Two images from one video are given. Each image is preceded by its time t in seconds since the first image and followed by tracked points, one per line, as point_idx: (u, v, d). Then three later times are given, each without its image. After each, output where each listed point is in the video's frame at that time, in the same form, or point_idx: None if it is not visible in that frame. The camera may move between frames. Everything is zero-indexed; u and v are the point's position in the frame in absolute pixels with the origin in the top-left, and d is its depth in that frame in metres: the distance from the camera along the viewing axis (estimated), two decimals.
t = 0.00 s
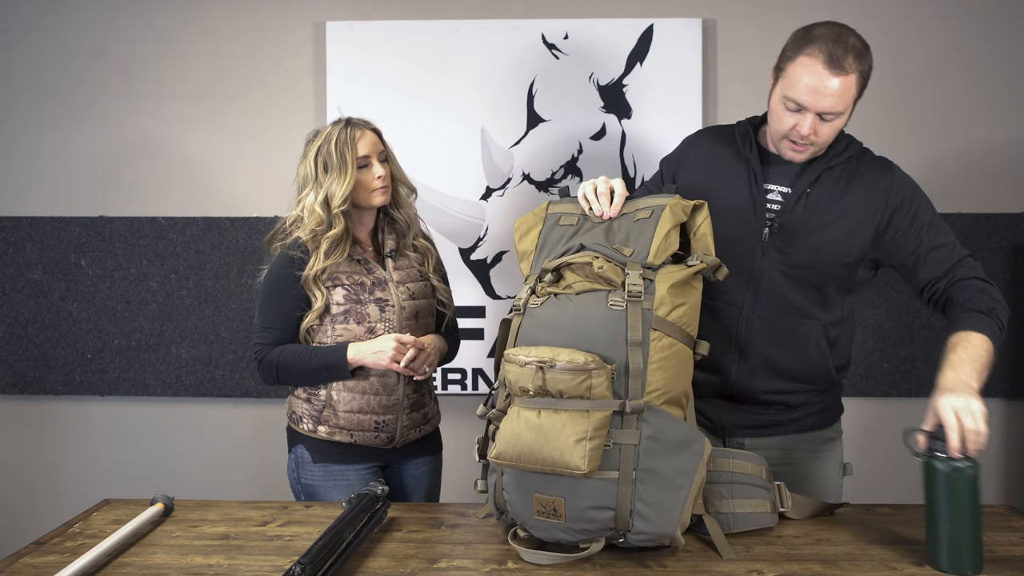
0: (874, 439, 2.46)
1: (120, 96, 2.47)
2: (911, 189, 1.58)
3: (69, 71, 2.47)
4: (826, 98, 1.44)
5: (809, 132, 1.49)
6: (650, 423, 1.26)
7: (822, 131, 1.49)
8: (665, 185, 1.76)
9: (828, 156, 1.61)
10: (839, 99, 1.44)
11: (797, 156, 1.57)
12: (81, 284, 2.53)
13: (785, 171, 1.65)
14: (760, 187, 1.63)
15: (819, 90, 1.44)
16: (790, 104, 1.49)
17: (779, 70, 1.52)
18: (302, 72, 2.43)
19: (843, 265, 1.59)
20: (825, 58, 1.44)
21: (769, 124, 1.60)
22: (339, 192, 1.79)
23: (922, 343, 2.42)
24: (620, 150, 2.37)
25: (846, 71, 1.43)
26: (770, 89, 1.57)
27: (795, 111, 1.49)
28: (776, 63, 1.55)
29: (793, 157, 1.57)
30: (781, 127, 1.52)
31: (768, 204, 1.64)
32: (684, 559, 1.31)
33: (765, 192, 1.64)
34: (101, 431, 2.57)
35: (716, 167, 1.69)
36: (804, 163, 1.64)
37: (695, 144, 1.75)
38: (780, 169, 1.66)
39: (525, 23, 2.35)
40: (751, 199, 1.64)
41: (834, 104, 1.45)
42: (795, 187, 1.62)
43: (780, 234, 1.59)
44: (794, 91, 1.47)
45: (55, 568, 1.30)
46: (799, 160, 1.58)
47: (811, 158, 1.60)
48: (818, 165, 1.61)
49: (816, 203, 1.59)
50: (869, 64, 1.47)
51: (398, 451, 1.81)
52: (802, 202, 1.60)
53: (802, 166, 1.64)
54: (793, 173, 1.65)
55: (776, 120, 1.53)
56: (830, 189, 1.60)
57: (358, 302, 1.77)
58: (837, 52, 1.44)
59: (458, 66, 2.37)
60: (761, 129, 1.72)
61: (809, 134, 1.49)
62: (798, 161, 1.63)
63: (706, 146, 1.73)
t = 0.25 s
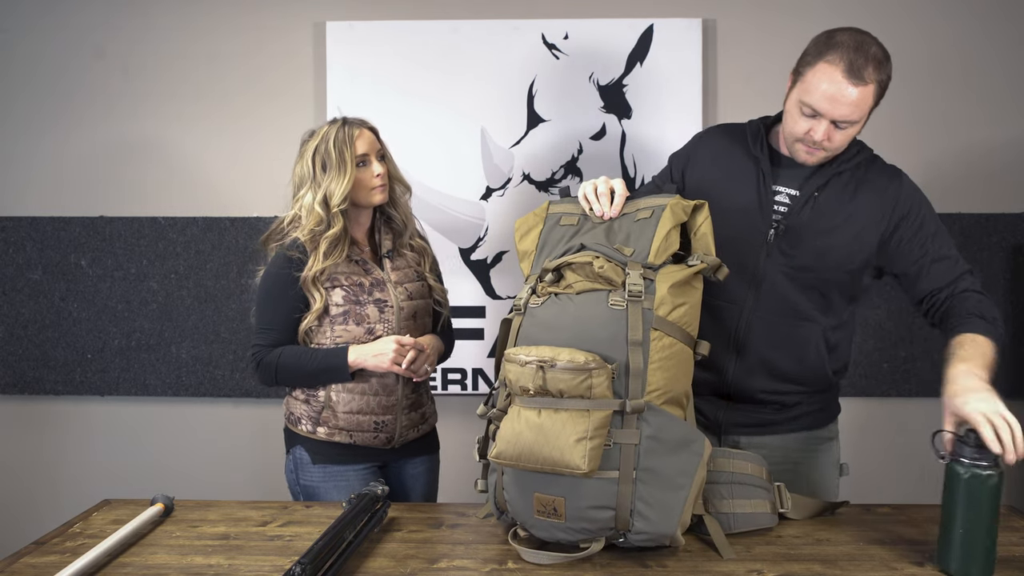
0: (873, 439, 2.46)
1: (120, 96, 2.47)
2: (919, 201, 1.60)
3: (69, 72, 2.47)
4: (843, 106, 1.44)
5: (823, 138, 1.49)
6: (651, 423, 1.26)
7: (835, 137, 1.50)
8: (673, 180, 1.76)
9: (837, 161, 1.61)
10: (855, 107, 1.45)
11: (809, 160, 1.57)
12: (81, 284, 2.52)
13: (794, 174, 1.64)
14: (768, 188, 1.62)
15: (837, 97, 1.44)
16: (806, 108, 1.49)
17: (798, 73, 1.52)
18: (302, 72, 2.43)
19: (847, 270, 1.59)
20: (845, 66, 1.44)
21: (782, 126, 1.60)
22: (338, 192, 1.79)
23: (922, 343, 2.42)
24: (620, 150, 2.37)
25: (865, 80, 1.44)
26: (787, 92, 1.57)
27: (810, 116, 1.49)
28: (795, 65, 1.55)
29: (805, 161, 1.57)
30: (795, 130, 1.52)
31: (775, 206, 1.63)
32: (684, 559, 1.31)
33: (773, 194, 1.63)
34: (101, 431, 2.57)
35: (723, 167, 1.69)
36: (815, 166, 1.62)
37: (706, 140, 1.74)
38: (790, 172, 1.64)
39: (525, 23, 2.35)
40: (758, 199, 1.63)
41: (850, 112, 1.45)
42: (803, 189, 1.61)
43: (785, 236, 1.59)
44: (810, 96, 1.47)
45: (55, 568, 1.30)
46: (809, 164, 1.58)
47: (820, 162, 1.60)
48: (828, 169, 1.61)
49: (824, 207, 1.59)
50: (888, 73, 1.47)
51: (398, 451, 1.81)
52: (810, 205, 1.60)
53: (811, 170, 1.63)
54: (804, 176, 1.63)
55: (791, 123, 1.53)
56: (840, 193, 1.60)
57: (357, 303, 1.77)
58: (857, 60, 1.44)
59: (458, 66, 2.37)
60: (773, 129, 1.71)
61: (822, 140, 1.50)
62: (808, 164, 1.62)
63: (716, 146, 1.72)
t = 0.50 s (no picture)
0: (873, 439, 2.46)
1: (120, 96, 2.47)
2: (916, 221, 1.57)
3: (70, 72, 2.47)
4: (848, 107, 1.44)
5: (827, 138, 1.49)
6: (651, 424, 1.26)
7: (839, 138, 1.50)
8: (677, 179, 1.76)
9: (841, 165, 1.60)
10: (860, 109, 1.44)
11: (813, 160, 1.57)
12: (81, 284, 2.53)
13: (794, 175, 1.64)
14: (770, 188, 1.62)
15: (842, 99, 1.44)
16: (810, 109, 1.49)
17: (805, 72, 1.51)
18: (302, 72, 2.43)
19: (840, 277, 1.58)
20: (851, 68, 1.43)
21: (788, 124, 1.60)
22: (335, 193, 1.79)
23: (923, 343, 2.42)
24: (620, 150, 2.37)
25: (871, 82, 1.43)
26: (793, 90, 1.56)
27: (815, 116, 1.49)
28: (802, 64, 1.54)
29: (809, 161, 1.57)
30: (800, 130, 1.52)
31: (774, 207, 1.63)
32: (684, 559, 1.31)
33: (774, 194, 1.63)
34: (101, 431, 2.57)
35: (727, 164, 1.69)
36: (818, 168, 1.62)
37: (710, 139, 1.74)
38: (790, 174, 1.65)
39: (525, 23, 2.35)
40: (760, 198, 1.63)
41: (854, 113, 1.45)
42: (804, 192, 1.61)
43: (782, 238, 1.59)
44: (816, 97, 1.47)
45: (55, 568, 1.30)
46: (814, 163, 1.58)
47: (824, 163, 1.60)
48: (830, 173, 1.60)
49: (823, 211, 1.58)
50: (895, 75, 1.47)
51: (398, 451, 1.81)
52: (809, 209, 1.59)
53: (814, 172, 1.62)
54: (804, 177, 1.63)
55: (796, 122, 1.53)
56: (843, 197, 1.58)
57: (356, 304, 1.77)
58: (863, 62, 1.43)
59: (458, 66, 2.37)
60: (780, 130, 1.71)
61: (826, 140, 1.50)
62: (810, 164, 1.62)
63: (721, 145, 1.72)
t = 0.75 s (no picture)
0: (873, 439, 2.46)
1: (120, 96, 2.47)
2: (897, 216, 1.60)
3: (70, 72, 2.47)
4: (839, 106, 1.45)
5: (818, 137, 1.50)
6: (650, 425, 1.26)
7: (831, 137, 1.51)
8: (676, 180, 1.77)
9: (828, 163, 1.62)
10: (851, 108, 1.45)
11: (805, 159, 1.58)
12: (81, 284, 2.53)
13: (784, 173, 1.66)
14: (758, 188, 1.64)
15: (833, 97, 1.45)
16: (803, 107, 1.50)
17: (798, 71, 1.52)
18: (302, 72, 2.43)
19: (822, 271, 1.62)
20: (843, 67, 1.44)
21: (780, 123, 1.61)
22: (333, 193, 1.78)
23: (922, 343, 2.42)
24: (620, 150, 2.37)
25: (863, 82, 1.44)
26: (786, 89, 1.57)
27: (807, 115, 1.50)
28: (795, 63, 1.55)
29: (802, 160, 1.58)
30: (792, 129, 1.53)
31: (763, 205, 1.65)
32: (684, 559, 1.31)
33: (762, 193, 1.65)
34: (101, 431, 2.57)
35: (720, 163, 1.71)
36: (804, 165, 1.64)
37: (705, 140, 1.76)
38: (779, 172, 1.66)
39: (525, 23, 2.35)
40: (748, 198, 1.65)
41: (846, 112, 1.46)
42: (791, 187, 1.64)
43: (768, 235, 1.62)
44: (808, 96, 1.47)
45: (55, 568, 1.30)
46: (806, 162, 1.59)
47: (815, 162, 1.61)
48: (817, 170, 1.62)
49: (807, 208, 1.61)
50: (888, 76, 1.48)
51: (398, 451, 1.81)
52: (795, 205, 1.61)
53: (801, 167, 1.64)
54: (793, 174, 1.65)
55: (788, 121, 1.54)
56: (830, 193, 1.61)
57: (356, 305, 1.77)
58: (855, 61, 1.44)
59: (458, 66, 2.37)
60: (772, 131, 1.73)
61: (818, 139, 1.50)
62: (801, 163, 1.63)
63: (718, 142, 1.73)
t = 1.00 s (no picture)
0: (873, 439, 2.46)
1: (120, 96, 2.47)
2: (886, 216, 1.60)
3: (70, 72, 2.47)
4: (823, 103, 1.48)
5: (803, 134, 1.52)
6: (649, 422, 1.26)
7: (816, 134, 1.53)
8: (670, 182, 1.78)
9: (816, 163, 1.63)
10: (835, 104, 1.48)
11: (792, 157, 1.60)
12: (81, 284, 2.53)
13: (773, 173, 1.67)
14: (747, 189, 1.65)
15: (817, 94, 1.48)
16: (787, 105, 1.52)
17: (782, 70, 1.56)
18: (302, 72, 2.43)
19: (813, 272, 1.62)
20: (826, 63, 1.47)
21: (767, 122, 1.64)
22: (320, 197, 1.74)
23: (922, 343, 2.42)
24: (620, 150, 2.37)
25: (845, 78, 1.47)
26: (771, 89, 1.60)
27: (792, 112, 1.53)
28: (780, 63, 1.58)
29: (787, 158, 1.60)
30: (777, 127, 1.55)
31: (752, 206, 1.66)
32: (684, 559, 1.31)
33: (751, 194, 1.66)
34: (101, 431, 2.57)
35: (709, 165, 1.72)
36: (791, 165, 1.65)
37: (695, 143, 1.78)
38: (768, 173, 1.67)
39: (525, 23, 2.35)
40: (737, 199, 1.67)
41: (829, 108, 1.48)
42: (779, 189, 1.65)
43: (758, 236, 1.62)
44: (792, 93, 1.50)
45: (55, 568, 1.30)
46: (792, 161, 1.61)
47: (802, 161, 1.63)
48: (806, 170, 1.63)
49: (796, 209, 1.61)
50: (870, 75, 1.51)
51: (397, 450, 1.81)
52: (785, 206, 1.62)
53: (789, 168, 1.65)
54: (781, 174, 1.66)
55: (774, 120, 1.57)
56: (818, 195, 1.61)
57: (358, 307, 1.75)
58: (838, 58, 1.48)
59: (458, 65, 2.37)
60: (761, 131, 1.74)
61: (803, 136, 1.53)
62: (786, 162, 1.65)
63: (707, 146, 1.75)
